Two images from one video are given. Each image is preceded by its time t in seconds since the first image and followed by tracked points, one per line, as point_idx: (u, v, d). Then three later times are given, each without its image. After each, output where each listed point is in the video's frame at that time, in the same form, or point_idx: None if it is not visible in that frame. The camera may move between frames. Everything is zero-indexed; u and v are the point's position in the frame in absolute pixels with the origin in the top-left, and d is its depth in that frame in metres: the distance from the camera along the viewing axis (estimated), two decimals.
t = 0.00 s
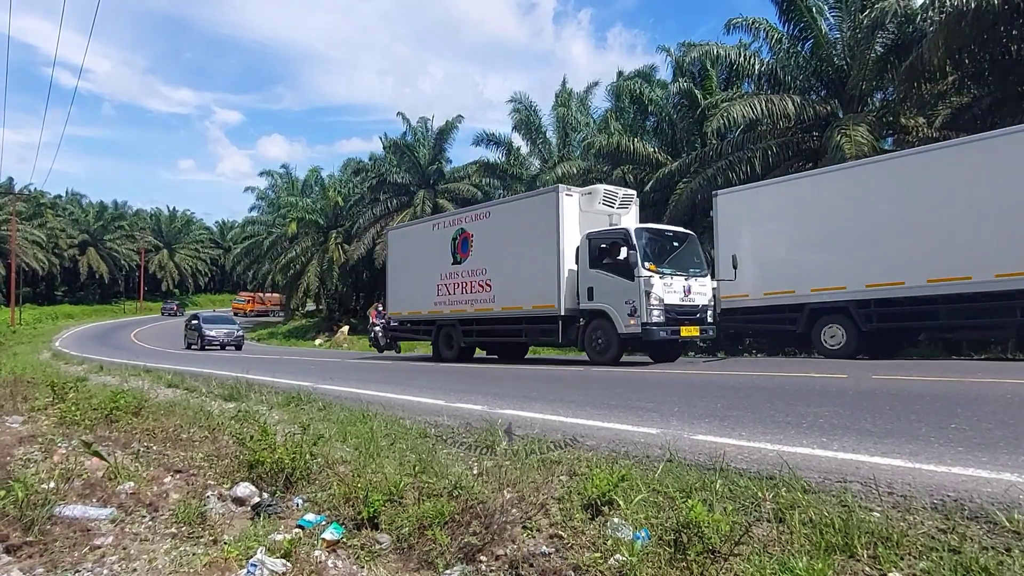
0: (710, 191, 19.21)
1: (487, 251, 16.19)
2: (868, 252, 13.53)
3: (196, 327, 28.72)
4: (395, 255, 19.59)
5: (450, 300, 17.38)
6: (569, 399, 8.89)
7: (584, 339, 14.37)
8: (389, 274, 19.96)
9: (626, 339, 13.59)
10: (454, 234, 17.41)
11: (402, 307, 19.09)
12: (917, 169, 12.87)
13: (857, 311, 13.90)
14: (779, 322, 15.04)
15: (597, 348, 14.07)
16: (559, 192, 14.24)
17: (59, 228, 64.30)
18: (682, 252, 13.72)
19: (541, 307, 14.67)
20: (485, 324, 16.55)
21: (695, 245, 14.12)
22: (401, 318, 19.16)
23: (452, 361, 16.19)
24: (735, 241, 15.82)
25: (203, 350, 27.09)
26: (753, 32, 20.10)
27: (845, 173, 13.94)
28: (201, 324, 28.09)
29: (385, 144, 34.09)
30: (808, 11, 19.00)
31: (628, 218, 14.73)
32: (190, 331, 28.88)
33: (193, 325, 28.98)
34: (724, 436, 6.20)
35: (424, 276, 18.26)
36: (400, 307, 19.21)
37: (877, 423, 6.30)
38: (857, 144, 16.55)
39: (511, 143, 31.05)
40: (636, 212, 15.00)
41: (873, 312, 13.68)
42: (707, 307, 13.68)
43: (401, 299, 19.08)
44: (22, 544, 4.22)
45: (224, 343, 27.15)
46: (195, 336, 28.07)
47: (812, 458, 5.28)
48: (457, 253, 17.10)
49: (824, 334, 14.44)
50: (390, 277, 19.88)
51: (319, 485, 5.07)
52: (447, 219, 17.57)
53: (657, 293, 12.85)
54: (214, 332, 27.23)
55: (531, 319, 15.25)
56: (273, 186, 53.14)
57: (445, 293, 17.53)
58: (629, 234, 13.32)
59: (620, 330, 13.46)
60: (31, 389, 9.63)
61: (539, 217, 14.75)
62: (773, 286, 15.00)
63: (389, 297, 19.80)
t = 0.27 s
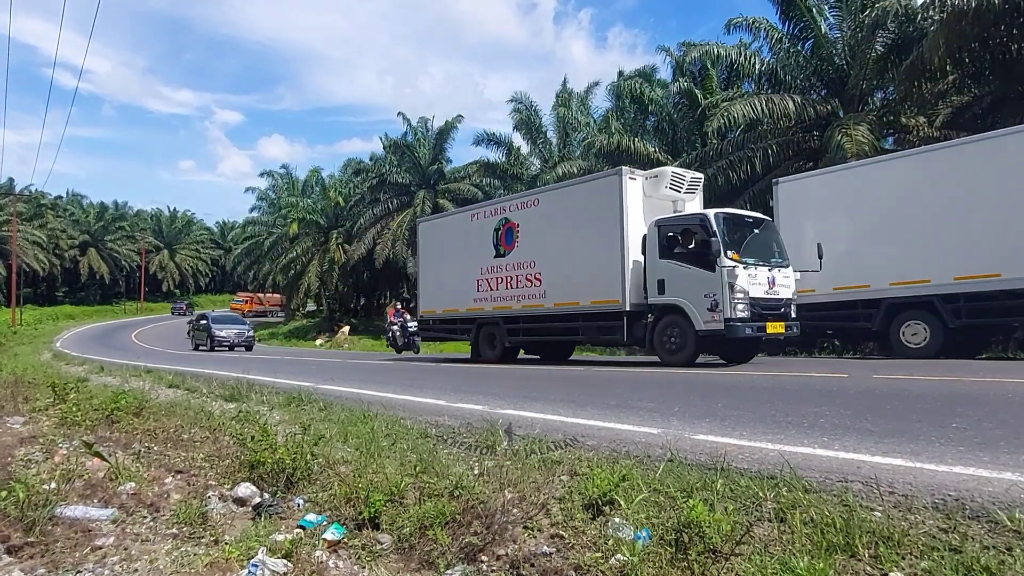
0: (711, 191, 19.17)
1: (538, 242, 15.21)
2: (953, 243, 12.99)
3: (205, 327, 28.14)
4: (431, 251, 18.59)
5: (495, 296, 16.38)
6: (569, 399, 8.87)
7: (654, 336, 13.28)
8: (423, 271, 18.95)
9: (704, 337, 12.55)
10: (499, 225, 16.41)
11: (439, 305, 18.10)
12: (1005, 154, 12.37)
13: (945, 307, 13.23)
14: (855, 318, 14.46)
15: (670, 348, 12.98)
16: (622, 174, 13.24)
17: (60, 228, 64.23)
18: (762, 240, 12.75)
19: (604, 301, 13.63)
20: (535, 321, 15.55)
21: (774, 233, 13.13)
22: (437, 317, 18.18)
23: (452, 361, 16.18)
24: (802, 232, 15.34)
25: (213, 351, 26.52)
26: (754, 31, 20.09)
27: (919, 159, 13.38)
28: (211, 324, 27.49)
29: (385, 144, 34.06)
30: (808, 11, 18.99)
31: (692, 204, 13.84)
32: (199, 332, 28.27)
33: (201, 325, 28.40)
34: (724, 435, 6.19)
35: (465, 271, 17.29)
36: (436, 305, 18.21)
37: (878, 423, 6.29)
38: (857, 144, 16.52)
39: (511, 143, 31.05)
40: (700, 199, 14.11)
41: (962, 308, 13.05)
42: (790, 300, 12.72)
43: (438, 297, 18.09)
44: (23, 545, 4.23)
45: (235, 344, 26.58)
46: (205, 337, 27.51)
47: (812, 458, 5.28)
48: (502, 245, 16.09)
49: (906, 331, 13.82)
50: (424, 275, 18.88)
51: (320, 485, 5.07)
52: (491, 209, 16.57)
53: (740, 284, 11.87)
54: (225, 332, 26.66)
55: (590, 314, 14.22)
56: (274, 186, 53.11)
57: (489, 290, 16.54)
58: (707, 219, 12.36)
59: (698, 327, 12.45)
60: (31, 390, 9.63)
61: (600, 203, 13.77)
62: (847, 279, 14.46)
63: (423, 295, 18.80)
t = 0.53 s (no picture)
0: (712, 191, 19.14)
1: (597, 233, 14.18)
2: None
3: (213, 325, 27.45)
4: (472, 245, 17.63)
5: (546, 292, 15.39)
6: (570, 398, 8.86)
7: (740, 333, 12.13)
8: (462, 266, 17.98)
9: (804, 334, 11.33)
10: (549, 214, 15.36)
11: (482, 301, 17.17)
12: None
13: None
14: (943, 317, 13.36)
15: (760, 346, 11.80)
16: (698, 156, 12.18)
17: (60, 229, 64.15)
18: (866, 225, 11.62)
19: (678, 296, 12.60)
20: (594, 319, 14.48)
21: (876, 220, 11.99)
22: (479, 315, 17.25)
23: (452, 360, 16.16)
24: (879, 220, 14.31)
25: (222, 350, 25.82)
26: (753, 31, 20.08)
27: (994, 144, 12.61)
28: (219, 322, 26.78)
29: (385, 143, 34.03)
30: (808, 10, 18.97)
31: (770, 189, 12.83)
32: (207, 331, 27.55)
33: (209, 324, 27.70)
34: (725, 435, 6.19)
35: (512, 265, 16.28)
36: (479, 303, 17.28)
37: (879, 422, 6.28)
38: (858, 143, 16.51)
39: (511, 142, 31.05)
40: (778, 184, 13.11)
41: None
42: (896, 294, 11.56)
43: (482, 293, 17.17)
44: (24, 545, 4.23)
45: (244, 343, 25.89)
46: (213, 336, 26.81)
47: (813, 457, 5.27)
48: (556, 236, 15.07)
49: (1001, 330, 12.79)
50: (463, 270, 17.91)
51: (321, 485, 5.07)
52: (541, 196, 15.53)
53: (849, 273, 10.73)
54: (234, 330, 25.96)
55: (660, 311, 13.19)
56: (275, 186, 53.07)
57: (540, 284, 15.54)
58: (809, 201, 11.28)
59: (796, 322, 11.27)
60: (32, 390, 9.63)
61: (672, 188, 12.67)
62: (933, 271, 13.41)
63: (463, 292, 17.87)
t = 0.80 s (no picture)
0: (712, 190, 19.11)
1: (672, 219, 13.16)
2: None
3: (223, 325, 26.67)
4: (519, 235, 16.61)
5: (608, 284, 14.37)
6: (571, 398, 8.84)
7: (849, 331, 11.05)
8: (508, 257, 16.96)
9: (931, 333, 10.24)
10: (613, 199, 14.32)
11: (531, 294, 16.17)
12: None
13: None
14: None
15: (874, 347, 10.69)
16: (799, 130, 11.16)
17: (60, 229, 64.06)
18: (994, 208, 10.64)
19: (771, 288, 11.59)
20: (669, 313, 13.43)
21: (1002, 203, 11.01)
22: (527, 309, 16.24)
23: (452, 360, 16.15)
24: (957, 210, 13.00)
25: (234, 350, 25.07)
26: (753, 30, 20.08)
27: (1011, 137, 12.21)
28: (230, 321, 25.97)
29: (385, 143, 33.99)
30: (807, 9, 18.96)
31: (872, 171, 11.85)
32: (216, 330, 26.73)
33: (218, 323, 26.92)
34: (725, 435, 6.18)
35: (567, 256, 15.25)
36: (526, 296, 16.26)
37: (880, 421, 6.28)
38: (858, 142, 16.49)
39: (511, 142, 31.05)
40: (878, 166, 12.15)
41: None
42: None
43: (530, 285, 16.16)
44: (24, 546, 4.23)
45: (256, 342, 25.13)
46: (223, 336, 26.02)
47: (813, 456, 5.27)
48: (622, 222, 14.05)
49: None
50: (509, 261, 16.91)
51: (321, 485, 5.07)
52: (604, 179, 14.49)
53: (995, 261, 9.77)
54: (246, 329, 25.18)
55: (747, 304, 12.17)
56: (275, 186, 53.03)
57: (600, 275, 14.52)
58: (941, 176, 10.17)
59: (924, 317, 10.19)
60: (32, 391, 9.63)
61: (765, 165, 11.65)
62: None
63: (508, 285, 16.84)
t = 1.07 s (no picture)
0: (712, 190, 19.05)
1: (760, 201, 12.14)
2: None
3: (233, 324, 25.97)
4: (575, 225, 15.56)
5: (683, 276, 13.24)
6: (572, 398, 8.82)
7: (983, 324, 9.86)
8: (561, 251, 15.91)
9: None
10: (689, 181, 13.23)
11: (589, 290, 15.11)
12: None
13: None
14: None
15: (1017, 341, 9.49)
16: (926, 96, 10.01)
17: (60, 229, 64.01)
18: None
19: (888, 276, 10.46)
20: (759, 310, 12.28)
21: None
22: (584, 305, 15.18)
23: (452, 360, 16.13)
24: None
25: (246, 350, 24.40)
26: (753, 29, 20.08)
27: None
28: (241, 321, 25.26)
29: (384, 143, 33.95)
30: (807, 8, 18.93)
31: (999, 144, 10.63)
32: (227, 330, 26.02)
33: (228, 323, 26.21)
34: (726, 434, 6.18)
35: (636, 246, 14.15)
36: (583, 292, 15.18)
37: (881, 420, 6.29)
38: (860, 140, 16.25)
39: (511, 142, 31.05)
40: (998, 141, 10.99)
41: None
42: None
43: (588, 280, 15.09)
44: (25, 546, 4.23)
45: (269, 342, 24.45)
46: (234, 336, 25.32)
47: (813, 456, 5.27)
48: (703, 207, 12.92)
49: None
50: (562, 255, 15.87)
51: (321, 485, 5.08)
52: (680, 160, 13.40)
53: None
54: (258, 329, 24.49)
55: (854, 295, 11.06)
56: (275, 186, 53.01)
57: (672, 267, 13.46)
58: None
59: None
60: (33, 391, 9.63)
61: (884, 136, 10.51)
62: None
63: (561, 281, 15.79)
